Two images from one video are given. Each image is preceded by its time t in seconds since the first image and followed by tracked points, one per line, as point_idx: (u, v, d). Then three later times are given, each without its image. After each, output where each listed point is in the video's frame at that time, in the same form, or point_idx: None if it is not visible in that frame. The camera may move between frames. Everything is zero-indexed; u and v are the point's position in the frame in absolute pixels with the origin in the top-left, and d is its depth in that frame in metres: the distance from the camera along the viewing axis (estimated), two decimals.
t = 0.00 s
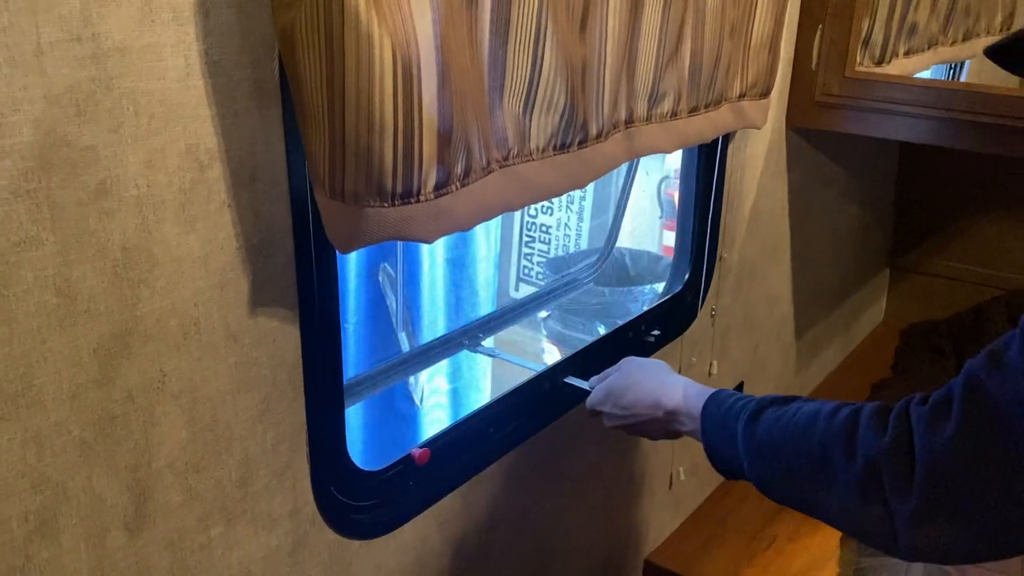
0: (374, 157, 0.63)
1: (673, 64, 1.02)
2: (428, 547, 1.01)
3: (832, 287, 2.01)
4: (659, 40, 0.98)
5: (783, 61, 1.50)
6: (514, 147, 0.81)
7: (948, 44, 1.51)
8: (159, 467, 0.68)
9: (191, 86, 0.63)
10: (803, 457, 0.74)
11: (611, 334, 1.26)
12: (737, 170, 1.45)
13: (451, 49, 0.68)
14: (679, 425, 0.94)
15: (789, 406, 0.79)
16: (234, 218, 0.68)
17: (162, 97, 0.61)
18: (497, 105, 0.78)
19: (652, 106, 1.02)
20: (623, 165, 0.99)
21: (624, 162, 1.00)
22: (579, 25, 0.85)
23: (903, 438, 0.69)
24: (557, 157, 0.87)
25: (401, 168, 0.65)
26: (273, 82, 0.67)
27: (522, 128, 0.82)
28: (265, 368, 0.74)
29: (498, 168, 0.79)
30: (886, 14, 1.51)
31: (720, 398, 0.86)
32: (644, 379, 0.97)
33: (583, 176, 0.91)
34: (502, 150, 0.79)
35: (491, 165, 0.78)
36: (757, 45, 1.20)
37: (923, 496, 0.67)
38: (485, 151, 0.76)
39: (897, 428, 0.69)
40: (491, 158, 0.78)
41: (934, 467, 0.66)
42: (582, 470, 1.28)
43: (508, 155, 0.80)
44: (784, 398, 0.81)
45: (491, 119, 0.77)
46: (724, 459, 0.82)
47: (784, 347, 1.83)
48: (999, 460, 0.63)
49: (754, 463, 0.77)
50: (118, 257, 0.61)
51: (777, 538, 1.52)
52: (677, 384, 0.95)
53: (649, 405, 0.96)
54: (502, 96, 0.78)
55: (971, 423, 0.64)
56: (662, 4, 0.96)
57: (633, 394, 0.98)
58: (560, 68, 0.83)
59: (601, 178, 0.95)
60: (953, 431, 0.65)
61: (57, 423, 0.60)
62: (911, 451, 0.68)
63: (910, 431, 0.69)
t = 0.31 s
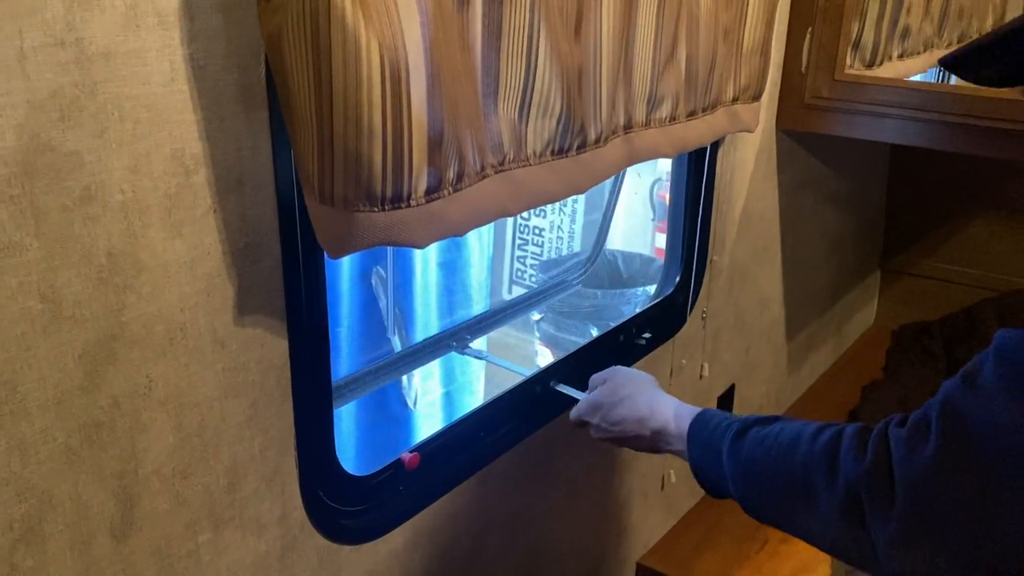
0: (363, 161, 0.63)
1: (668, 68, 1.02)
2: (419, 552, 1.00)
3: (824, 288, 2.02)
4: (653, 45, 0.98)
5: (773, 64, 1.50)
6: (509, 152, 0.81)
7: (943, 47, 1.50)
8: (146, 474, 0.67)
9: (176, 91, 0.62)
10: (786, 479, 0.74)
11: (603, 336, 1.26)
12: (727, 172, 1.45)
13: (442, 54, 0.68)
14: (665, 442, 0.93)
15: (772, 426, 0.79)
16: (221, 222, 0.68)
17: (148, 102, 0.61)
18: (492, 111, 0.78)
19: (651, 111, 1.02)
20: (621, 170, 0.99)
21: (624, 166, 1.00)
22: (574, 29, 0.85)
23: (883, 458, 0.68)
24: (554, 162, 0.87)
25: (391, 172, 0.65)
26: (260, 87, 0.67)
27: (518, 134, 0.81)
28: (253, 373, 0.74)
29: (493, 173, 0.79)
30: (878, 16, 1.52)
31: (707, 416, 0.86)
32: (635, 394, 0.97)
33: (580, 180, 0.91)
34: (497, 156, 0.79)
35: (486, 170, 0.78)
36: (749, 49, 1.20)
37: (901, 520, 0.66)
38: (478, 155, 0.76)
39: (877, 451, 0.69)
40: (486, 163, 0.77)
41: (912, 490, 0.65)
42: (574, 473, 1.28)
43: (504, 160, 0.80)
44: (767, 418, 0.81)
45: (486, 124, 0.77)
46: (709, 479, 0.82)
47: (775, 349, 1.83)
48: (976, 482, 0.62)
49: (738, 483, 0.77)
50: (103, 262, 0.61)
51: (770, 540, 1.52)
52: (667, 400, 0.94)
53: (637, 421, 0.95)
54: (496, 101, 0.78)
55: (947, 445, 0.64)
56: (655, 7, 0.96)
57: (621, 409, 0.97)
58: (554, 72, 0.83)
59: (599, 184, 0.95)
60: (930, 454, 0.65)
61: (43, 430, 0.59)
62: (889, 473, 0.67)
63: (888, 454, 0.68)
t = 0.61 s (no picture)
0: (353, 163, 0.63)
1: (654, 70, 1.03)
2: (411, 555, 1.00)
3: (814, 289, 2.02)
4: (640, 47, 0.99)
5: (764, 66, 1.50)
6: (495, 154, 0.81)
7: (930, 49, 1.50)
8: (137, 479, 0.67)
9: (166, 94, 0.62)
10: (791, 490, 0.75)
11: (595, 338, 1.26)
12: (719, 173, 1.45)
13: (431, 56, 0.68)
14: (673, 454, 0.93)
15: (780, 436, 0.79)
16: (211, 226, 0.68)
17: (137, 106, 0.61)
18: (478, 113, 0.78)
19: (635, 112, 1.02)
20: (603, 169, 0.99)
21: (604, 166, 0.99)
22: (559, 31, 0.85)
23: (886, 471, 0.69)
24: (538, 164, 0.87)
25: (380, 175, 0.65)
26: (250, 90, 0.67)
27: (504, 136, 0.82)
28: (244, 377, 0.74)
29: (479, 175, 0.79)
30: (866, 18, 1.52)
31: (716, 426, 0.86)
32: (639, 404, 0.97)
33: (565, 182, 0.91)
34: (483, 157, 0.79)
35: (472, 171, 0.78)
36: (738, 51, 1.20)
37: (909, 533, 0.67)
38: (465, 157, 0.76)
39: (879, 462, 0.70)
40: (472, 165, 0.77)
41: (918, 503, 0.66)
42: (566, 475, 1.27)
43: (490, 161, 0.80)
44: (775, 427, 0.82)
45: (472, 126, 0.77)
46: (714, 487, 0.83)
47: (767, 350, 1.83)
48: (979, 496, 0.63)
49: (745, 493, 0.78)
50: (93, 267, 0.60)
51: (762, 540, 1.53)
52: (671, 411, 0.94)
53: (643, 432, 0.95)
54: (483, 102, 0.78)
55: (950, 459, 0.65)
56: (642, 9, 0.97)
57: (626, 419, 0.97)
58: (541, 75, 0.83)
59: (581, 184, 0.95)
60: (933, 467, 0.66)
61: (33, 435, 0.59)
62: (893, 485, 0.68)
63: (891, 466, 0.69)
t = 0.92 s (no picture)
0: (344, 165, 0.62)
1: (648, 72, 1.03)
2: (403, 558, 1.00)
3: (805, 291, 2.03)
4: (633, 48, 0.99)
5: (754, 67, 1.51)
6: (490, 156, 0.81)
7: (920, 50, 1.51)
8: (126, 482, 0.67)
9: (156, 95, 0.62)
10: (749, 481, 0.75)
11: (586, 340, 1.26)
12: (709, 175, 1.45)
13: (423, 58, 0.68)
14: (631, 455, 0.92)
15: (733, 431, 0.80)
16: (201, 229, 0.67)
17: (126, 107, 0.60)
18: (472, 115, 0.78)
19: (630, 114, 1.02)
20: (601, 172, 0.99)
21: (603, 169, 1.00)
22: (553, 33, 0.85)
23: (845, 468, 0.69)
24: (535, 165, 0.87)
25: (372, 176, 0.65)
26: (240, 92, 0.67)
27: (498, 137, 0.81)
28: (234, 379, 0.73)
29: (474, 176, 0.79)
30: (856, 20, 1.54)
31: (676, 425, 0.86)
32: (608, 403, 0.97)
33: (560, 184, 0.91)
34: (478, 159, 0.79)
35: (467, 173, 0.78)
36: (729, 53, 1.20)
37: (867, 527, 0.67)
38: (460, 159, 0.76)
39: (837, 453, 0.70)
40: (467, 167, 0.77)
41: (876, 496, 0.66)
42: (558, 477, 1.27)
43: (485, 163, 0.80)
44: (728, 423, 0.83)
45: (467, 128, 0.77)
46: (679, 487, 0.83)
47: (758, 351, 1.84)
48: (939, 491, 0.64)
49: (705, 485, 0.78)
50: (82, 269, 0.60)
51: (754, 541, 1.53)
52: (641, 412, 0.93)
53: (607, 431, 0.95)
54: (477, 104, 0.78)
55: (913, 452, 0.65)
56: (635, 10, 0.96)
57: (594, 416, 0.98)
58: (535, 76, 0.83)
59: (578, 187, 0.95)
60: (895, 461, 0.66)
61: (21, 439, 0.59)
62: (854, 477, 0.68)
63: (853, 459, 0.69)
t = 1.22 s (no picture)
0: (326, 169, 0.62)
1: (632, 76, 1.03)
2: (389, 563, 0.99)
3: (791, 294, 2.03)
4: (617, 52, 0.99)
5: (740, 71, 1.51)
6: (474, 160, 0.81)
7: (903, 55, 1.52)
8: (108, 490, 0.66)
9: (137, 99, 0.61)
10: (735, 468, 0.75)
11: (574, 344, 1.26)
12: (695, 179, 1.45)
13: (406, 62, 0.68)
14: (617, 453, 0.92)
15: (719, 424, 0.79)
16: (183, 234, 0.67)
17: (107, 111, 0.60)
18: (456, 118, 0.78)
19: (614, 117, 1.02)
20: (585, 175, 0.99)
21: (586, 172, 1.00)
22: (536, 36, 0.85)
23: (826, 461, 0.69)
24: (519, 168, 0.87)
25: (355, 180, 0.64)
26: (222, 96, 0.66)
27: (482, 140, 0.81)
28: (218, 385, 0.73)
29: (458, 180, 0.79)
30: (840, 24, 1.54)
31: (663, 421, 0.86)
32: (596, 403, 0.97)
33: (544, 187, 0.91)
34: (461, 162, 0.79)
35: (451, 177, 0.77)
36: (714, 57, 1.21)
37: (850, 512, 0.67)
38: (443, 163, 0.76)
39: (823, 439, 0.70)
40: (450, 170, 0.77)
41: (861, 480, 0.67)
42: (545, 482, 1.27)
43: (468, 167, 0.80)
44: (714, 416, 0.82)
45: (450, 131, 0.77)
46: (662, 476, 0.82)
47: (745, 354, 1.84)
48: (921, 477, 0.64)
49: (690, 473, 0.78)
50: (62, 275, 0.59)
51: (741, 545, 1.55)
52: (628, 410, 0.93)
53: (592, 429, 0.95)
54: (461, 107, 0.78)
55: (898, 438, 0.65)
56: (619, 14, 0.97)
57: (581, 417, 0.97)
58: (519, 80, 0.83)
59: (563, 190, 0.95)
60: (880, 446, 0.66)
61: None
62: (839, 458, 0.69)
63: (839, 450, 0.69)
